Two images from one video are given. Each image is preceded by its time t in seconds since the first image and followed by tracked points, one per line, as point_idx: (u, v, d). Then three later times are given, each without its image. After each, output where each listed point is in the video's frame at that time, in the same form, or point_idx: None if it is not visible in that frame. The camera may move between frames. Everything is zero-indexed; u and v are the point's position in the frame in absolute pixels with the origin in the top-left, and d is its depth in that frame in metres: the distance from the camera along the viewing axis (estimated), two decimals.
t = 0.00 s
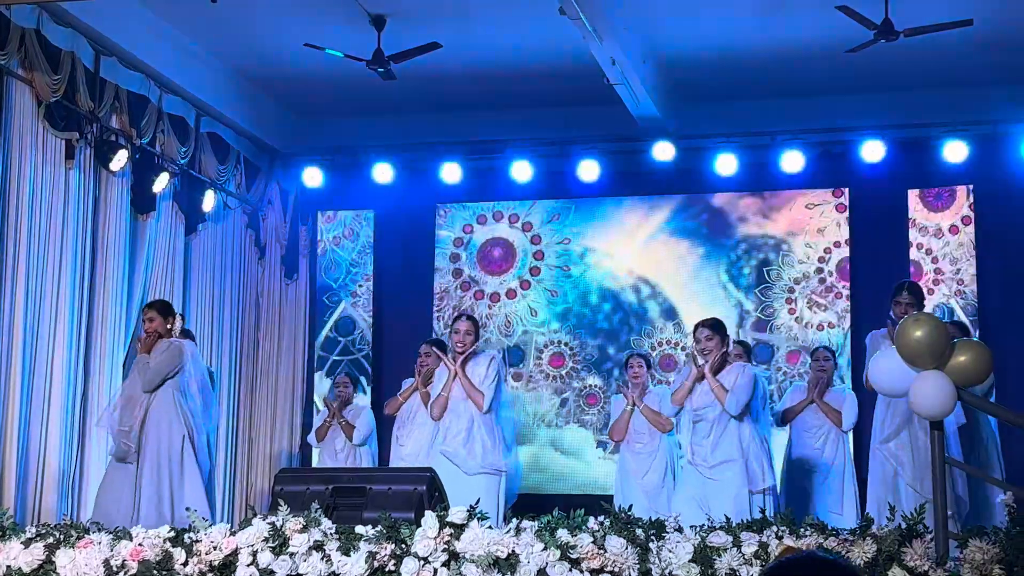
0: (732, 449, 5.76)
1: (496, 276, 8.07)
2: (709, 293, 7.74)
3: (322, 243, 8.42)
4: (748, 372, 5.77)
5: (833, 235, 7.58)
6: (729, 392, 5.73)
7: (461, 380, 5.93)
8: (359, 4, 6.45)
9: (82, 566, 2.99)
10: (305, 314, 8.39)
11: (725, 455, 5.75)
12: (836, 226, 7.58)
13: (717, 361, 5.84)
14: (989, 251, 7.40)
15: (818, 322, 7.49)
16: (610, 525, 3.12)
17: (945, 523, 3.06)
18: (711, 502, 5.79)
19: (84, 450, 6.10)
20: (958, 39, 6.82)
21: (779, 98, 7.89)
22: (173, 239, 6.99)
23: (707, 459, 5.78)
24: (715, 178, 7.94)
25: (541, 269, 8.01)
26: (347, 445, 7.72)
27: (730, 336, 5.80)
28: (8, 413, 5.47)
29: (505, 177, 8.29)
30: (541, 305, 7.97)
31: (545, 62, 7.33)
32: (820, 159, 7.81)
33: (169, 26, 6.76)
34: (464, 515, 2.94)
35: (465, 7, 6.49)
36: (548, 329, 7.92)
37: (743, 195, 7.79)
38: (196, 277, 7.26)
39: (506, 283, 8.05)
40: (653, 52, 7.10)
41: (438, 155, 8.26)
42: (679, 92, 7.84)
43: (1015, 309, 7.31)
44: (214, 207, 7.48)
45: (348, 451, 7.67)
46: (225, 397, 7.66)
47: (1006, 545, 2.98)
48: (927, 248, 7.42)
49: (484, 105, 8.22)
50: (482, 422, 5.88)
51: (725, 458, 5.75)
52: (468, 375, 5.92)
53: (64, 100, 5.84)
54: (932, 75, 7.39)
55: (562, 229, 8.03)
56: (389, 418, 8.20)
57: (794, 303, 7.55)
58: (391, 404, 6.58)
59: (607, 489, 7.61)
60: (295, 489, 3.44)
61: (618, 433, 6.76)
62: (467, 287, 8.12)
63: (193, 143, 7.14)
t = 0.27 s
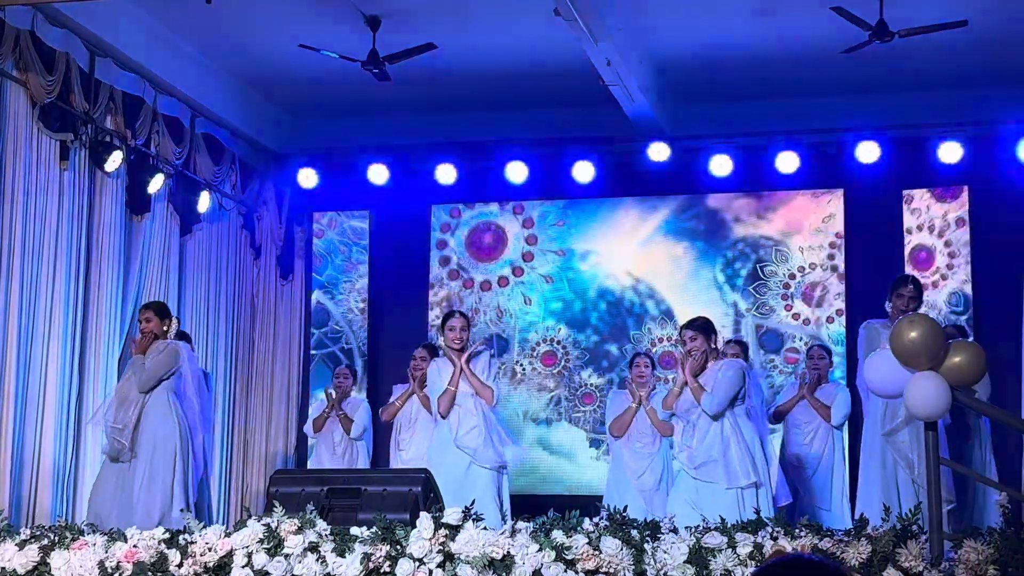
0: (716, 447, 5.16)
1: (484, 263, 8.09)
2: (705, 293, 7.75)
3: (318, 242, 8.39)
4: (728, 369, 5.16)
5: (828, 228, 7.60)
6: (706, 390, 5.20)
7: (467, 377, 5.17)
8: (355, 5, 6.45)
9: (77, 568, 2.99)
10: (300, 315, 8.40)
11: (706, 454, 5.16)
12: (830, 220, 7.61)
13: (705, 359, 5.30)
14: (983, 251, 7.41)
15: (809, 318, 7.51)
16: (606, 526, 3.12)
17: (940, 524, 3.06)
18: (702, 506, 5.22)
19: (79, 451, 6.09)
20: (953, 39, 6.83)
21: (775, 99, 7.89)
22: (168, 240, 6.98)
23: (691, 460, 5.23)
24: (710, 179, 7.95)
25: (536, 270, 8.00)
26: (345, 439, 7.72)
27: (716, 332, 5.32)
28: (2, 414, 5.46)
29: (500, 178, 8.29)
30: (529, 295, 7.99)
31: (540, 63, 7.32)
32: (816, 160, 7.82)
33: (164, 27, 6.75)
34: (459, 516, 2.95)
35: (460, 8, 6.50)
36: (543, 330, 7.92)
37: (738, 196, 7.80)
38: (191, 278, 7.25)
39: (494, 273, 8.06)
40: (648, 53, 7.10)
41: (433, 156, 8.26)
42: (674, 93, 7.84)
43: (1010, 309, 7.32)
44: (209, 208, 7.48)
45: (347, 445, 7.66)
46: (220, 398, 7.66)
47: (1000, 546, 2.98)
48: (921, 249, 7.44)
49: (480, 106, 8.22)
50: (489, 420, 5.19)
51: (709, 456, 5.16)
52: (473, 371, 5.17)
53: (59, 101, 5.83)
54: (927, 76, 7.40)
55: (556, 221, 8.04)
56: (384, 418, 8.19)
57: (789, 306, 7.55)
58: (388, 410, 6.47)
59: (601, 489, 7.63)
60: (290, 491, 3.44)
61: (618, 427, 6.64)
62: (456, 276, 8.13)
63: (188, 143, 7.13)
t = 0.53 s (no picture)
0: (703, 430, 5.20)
1: (471, 248, 8.12)
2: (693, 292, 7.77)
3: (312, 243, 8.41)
4: (719, 356, 5.19)
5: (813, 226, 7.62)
6: (695, 373, 5.22)
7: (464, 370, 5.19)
8: (349, 6, 6.45)
9: (72, 568, 2.99)
10: (295, 315, 8.39)
11: (695, 438, 5.19)
12: (821, 214, 7.61)
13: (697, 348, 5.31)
14: (978, 251, 7.42)
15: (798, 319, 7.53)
16: (601, 526, 3.12)
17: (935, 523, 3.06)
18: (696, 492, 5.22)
19: (74, 451, 6.08)
20: (947, 40, 6.84)
21: (769, 99, 7.90)
22: (163, 241, 6.97)
23: (681, 444, 5.26)
24: (706, 179, 7.95)
25: (531, 270, 8.01)
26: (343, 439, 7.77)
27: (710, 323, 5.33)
28: None
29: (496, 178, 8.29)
30: (514, 284, 8.02)
31: (536, 63, 7.32)
32: (810, 161, 7.82)
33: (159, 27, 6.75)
34: (454, 517, 2.95)
35: (455, 9, 6.50)
36: (539, 330, 7.93)
37: (733, 196, 7.80)
38: (186, 278, 7.24)
39: (482, 260, 8.08)
40: (644, 53, 7.10)
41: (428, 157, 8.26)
42: (669, 94, 7.85)
43: (1004, 309, 7.33)
44: (204, 208, 7.48)
45: (346, 447, 7.73)
46: (216, 399, 7.65)
47: (996, 546, 2.98)
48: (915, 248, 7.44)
49: (475, 107, 8.22)
50: (486, 413, 5.21)
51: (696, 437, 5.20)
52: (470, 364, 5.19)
53: (53, 101, 5.82)
54: (921, 76, 7.41)
55: (548, 213, 8.04)
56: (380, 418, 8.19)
57: (784, 307, 7.56)
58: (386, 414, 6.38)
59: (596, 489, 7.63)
60: (286, 492, 3.44)
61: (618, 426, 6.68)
62: (448, 268, 8.14)
63: (183, 144, 7.13)
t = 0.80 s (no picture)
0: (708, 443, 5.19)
1: (462, 232, 8.15)
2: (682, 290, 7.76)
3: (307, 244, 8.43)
4: (723, 368, 5.16)
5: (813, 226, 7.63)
6: (699, 386, 5.20)
7: (451, 379, 5.44)
8: (344, 6, 6.45)
9: (67, 570, 2.99)
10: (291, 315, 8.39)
11: (700, 449, 5.18)
12: (818, 212, 7.64)
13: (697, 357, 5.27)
14: (973, 251, 7.43)
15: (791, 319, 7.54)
16: (597, 527, 3.12)
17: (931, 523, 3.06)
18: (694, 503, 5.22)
19: (68, 452, 6.07)
20: (943, 40, 6.84)
21: (764, 99, 7.90)
22: (158, 242, 6.96)
23: (684, 454, 5.25)
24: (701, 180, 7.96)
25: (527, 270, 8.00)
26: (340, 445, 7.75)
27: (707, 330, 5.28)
28: None
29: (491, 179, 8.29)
30: (506, 272, 8.03)
31: (531, 64, 7.32)
32: (805, 161, 7.83)
33: (153, 28, 6.74)
34: (450, 517, 2.95)
35: (450, 9, 6.50)
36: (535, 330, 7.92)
37: (728, 197, 7.81)
38: (181, 280, 7.24)
39: (474, 245, 8.10)
40: (639, 53, 7.10)
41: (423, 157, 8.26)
42: (664, 94, 7.85)
43: (1000, 309, 7.34)
44: (199, 209, 7.47)
45: (342, 453, 7.70)
46: (211, 400, 7.65)
47: (991, 546, 2.97)
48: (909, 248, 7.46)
49: (470, 107, 8.22)
50: (474, 420, 5.43)
51: (700, 451, 5.19)
52: (458, 374, 5.44)
53: (48, 102, 5.81)
54: (916, 76, 7.41)
55: (544, 207, 8.06)
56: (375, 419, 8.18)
57: (779, 308, 7.57)
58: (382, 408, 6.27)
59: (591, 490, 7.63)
60: (281, 493, 3.44)
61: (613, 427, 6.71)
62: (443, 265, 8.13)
63: (178, 145, 7.12)
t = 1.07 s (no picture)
0: (716, 456, 5.62)
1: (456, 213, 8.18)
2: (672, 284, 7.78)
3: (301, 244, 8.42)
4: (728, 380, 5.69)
5: (809, 227, 7.63)
6: (714, 398, 5.66)
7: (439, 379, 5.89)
8: (339, 6, 6.44)
9: (62, 571, 2.99)
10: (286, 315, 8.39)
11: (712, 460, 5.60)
12: (812, 212, 7.64)
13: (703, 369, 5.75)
14: (968, 251, 7.43)
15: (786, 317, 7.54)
16: (592, 527, 3.12)
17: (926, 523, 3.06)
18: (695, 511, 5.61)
19: (63, 452, 6.07)
20: (938, 40, 6.84)
21: (760, 99, 7.90)
22: (153, 242, 6.96)
23: (692, 463, 5.64)
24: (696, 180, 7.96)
25: (523, 271, 8.01)
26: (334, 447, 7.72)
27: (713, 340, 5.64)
28: None
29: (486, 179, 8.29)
30: (499, 260, 8.05)
31: (526, 64, 7.32)
32: (800, 161, 7.83)
33: (148, 28, 6.73)
34: (445, 518, 2.95)
35: (445, 9, 6.49)
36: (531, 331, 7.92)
37: (723, 197, 7.81)
38: (176, 280, 7.24)
39: (466, 224, 8.14)
40: (635, 53, 7.10)
41: (419, 157, 8.25)
42: (659, 94, 7.85)
43: (995, 309, 7.34)
44: (194, 210, 7.47)
45: (336, 454, 7.68)
46: (206, 400, 7.65)
47: (986, 545, 2.96)
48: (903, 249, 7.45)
49: (465, 107, 8.22)
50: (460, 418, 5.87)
51: (710, 464, 5.61)
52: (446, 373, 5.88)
53: (43, 102, 5.81)
54: (911, 76, 7.42)
55: (540, 208, 8.07)
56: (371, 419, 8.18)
57: (774, 308, 7.57)
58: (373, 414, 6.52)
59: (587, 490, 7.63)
60: (276, 493, 3.50)
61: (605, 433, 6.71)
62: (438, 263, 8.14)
63: (173, 145, 7.12)
